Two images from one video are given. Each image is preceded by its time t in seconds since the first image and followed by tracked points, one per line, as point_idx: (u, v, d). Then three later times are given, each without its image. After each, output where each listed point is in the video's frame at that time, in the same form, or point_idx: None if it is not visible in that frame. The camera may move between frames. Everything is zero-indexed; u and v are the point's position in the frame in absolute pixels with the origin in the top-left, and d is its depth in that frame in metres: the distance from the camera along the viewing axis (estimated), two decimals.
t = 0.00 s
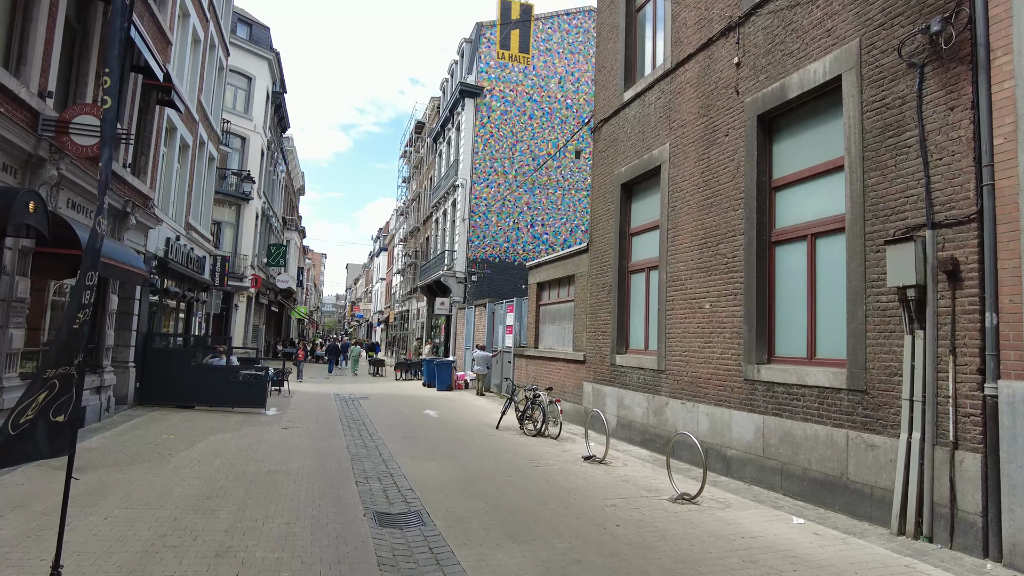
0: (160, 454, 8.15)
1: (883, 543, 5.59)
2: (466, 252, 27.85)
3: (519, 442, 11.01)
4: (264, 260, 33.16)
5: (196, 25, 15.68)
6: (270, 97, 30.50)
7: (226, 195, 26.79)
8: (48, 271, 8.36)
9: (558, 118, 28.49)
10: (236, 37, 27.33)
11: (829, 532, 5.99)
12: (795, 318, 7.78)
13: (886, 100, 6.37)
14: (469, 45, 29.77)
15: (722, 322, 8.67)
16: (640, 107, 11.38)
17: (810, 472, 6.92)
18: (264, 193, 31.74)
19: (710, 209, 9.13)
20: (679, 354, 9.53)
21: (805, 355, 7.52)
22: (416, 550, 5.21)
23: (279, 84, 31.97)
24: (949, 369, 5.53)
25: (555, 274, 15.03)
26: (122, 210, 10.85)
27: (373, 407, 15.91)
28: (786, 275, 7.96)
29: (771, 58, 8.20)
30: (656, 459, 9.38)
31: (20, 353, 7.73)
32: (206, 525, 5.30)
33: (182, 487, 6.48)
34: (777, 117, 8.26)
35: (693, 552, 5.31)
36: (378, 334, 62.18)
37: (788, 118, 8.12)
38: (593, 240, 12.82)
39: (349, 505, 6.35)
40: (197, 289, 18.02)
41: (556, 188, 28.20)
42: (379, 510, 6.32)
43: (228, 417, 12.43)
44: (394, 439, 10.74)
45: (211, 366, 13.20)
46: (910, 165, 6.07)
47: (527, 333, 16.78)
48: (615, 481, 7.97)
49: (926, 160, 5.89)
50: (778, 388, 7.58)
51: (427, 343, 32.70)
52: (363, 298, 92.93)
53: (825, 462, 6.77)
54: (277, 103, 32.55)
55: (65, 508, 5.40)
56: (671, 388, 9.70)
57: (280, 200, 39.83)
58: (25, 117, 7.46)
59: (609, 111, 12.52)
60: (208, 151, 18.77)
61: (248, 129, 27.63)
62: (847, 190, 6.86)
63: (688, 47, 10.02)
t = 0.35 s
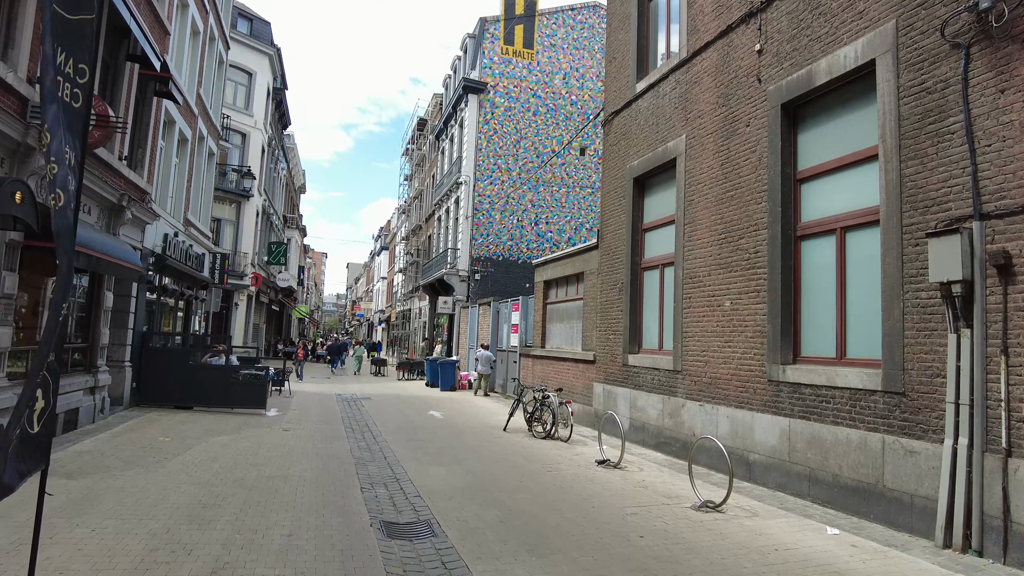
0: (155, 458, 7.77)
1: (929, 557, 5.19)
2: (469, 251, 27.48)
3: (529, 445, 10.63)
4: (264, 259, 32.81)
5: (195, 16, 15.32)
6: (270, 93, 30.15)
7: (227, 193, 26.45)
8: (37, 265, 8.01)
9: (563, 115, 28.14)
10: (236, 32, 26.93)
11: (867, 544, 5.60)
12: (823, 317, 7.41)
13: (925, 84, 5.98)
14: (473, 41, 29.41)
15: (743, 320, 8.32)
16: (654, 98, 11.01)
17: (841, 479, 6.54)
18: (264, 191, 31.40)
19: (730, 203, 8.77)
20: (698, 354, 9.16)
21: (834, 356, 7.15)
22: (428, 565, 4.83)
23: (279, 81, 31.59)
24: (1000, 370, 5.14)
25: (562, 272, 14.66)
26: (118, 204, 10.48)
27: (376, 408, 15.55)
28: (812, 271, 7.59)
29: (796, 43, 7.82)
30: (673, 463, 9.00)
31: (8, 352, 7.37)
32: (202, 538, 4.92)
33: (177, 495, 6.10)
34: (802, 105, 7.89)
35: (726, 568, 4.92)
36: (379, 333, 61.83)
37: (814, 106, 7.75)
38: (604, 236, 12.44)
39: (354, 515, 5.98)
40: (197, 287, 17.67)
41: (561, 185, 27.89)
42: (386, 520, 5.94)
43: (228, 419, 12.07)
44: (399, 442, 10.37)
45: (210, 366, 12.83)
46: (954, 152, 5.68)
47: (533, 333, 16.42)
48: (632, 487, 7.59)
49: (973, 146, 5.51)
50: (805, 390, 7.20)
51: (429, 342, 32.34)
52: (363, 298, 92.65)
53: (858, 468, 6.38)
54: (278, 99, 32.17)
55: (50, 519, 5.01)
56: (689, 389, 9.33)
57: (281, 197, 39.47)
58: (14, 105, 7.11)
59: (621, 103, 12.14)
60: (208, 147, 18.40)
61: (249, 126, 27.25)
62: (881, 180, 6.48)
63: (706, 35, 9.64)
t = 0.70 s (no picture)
0: (148, 468, 7.38)
1: None
2: (472, 251, 27.09)
3: (538, 451, 10.23)
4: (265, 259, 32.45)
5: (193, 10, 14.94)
6: (270, 92, 29.79)
7: (227, 192, 26.08)
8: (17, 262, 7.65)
9: (566, 112, 27.80)
10: (235, 30, 26.56)
11: (911, 564, 5.19)
12: (853, 320, 7.01)
13: (970, 70, 5.59)
14: (475, 38, 29.05)
15: (766, 322, 7.93)
16: (668, 92, 10.62)
17: (876, 492, 6.13)
18: (264, 190, 31.04)
19: (752, 199, 8.39)
20: (717, 357, 8.78)
21: (866, 360, 6.75)
22: None
23: (279, 79, 31.22)
24: None
25: (570, 272, 14.27)
26: (112, 203, 10.08)
27: (379, 412, 15.17)
28: (841, 271, 7.20)
29: (822, 31, 7.42)
30: (691, 472, 8.60)
31: None
32: (194, 560, 4.52)
33: (169, 510, 5.71)
34: (829, 96, 7.49)
35: None
36: (380, 334, 61.47)
37: (842, 97, 7.35)
38: (614, 235, 12.06)
39: (359, 532, 5.58)
40: (195, 288, 17.29)
41: (565, 184, 27.50)
42: (393, 538, 5.54)
43: (226, 424, 11.67)
44: (404, 449, 9.98)
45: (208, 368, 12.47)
46: (1003, 142, 5.29)
47: (540, 334, 16.02)
48: (651, 499, 7.19)
49: None
50: (835, 396, 6.79)
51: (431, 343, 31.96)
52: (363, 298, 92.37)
53: (895, 480, 5.97)
54: (278, 97, 31.78)
55: (31, 540, 4.63)
56: (707, 394, 8.95)
57: (281, 197, 39.12)
58: None
59: (632, 97, 11.77)
60: (207, 145, 18.03)
61: (248, 124, 26.88)
62: (919, 174, 6.08)
63: (724, 25, 9.25)
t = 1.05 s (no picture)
0: (143, 473, 7.00)
1: None
2: (475, 249, 26.77)
3: (549, 455, 9.87)
4: (264, 258, 32.09)
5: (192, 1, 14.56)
6: (270, 88, 29.41)
7: (226, 189, 25.70)
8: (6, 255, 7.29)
9: (570, 110, 27.46)
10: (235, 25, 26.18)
11: None
12: (887, 317, 6.66)
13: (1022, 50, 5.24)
14: (478, 35, 28.72)
15: (792, 320, 7.60)
16: (684, 83, 10.28)
17: (917, 498, 5.77)
18: (264, 188, 30.69)
19: (776, 192, 8.06)
20: (739, 356, 8.46)
21: (902, 359, 6.39)
22: None
23: (279, 76, 30.84)
24: None
25: (579, 270, 13.93)
26: (107, 196, 9.71)
27: (382, 413, 14.80)
28: (873, 266, 6.86)
29: (854, 15, 7.07)
30: (711, 477, 8.25)
31: None
32: None
33: (165, 519, 5.33)
34: (861, 83, 7.14)
35: None
36: (379, 334, 61.06)
37: (875, 84, 7.01)
38: (626, 231, 11.72)
39: (369, 543, 5.21)
40: (193, 286, 16.93)
41: (568, 182, 27.20)
42: (405, 549, 5.18)
43: (225, 426, 11.29)
44: (411, 452, 9.62)
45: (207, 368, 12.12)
46: None
47: (546, 334, 15.66)
48: (674, 506, 6.83)
49: None
50: (870, 398, 6.43)
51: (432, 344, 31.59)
52: (362, 299, 92.05)
53: (938, 487, 5.62)
54: (278, 95, 31.39)
55: (16, 553, 4.27)
56: (728, 395, 8.62)
57: (281, 196, 38.73)
58: None
59: (645, 89, 11.42)
60: (206, 140, 17.66)
61: (248, 121, 26.59)
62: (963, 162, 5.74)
63: (744, 11, 8.91)
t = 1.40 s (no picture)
0: (128, 481, 6.60)
1: None
2: (470, 248, 26.42)
3: (553, 459, 9.53)
4: (256, 257, 31.59)
5: None
6: (263, 84, 28.93)
7: (217, 186, 25.21)
8: None
9: (567, 107, 27.17)
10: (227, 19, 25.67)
11: None
12: (912, 317, 6.36)
13: None
14: (474, 30, 28.37)
15: (809, 320, 7.31)
16: (692, 76, 9.98)
17: (949, 509, 5.46)
18: (256, 185, 30.22)
19: (791, 187, 7.76)
20: (753, 358, 8.17)
21: (930, 361, 6.09)
22: None
23: (271, 72, 30.35)
24: None
25: (580, 268, 13.60)
26: (91, 189, 9.26)
27: (378, 415, 14.42)
28: (897, 264, 6.56)
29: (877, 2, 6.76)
30: (724, 484, 7.93)
31: None
32: None
33: (149, 534, 4.95)
34: (883, 72, 6.84)
35: None
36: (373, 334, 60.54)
37: (898, 74, 6.71)
38: (630, 228, 11.40)
39: (370, 559, 4.85)
40: (183, 284, 16.48)
41: (565, 180, 26.97)
42: (409, 566, 4.82)
43: (215, 429, 10.88)
44: (409, 457, 9.25)
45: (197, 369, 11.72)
46: None
47: (546, 334, 15.32)
48: (689, 516, 6.50)
49: None
50: (895, 401, 6.12)
51: (427, 344, 31.19)
52: (355, 298, 91.46)
53: (972, 497, 5.31)
54: (271, 91, 30.92)
55: None
56: (740, 398, 8.32)
57: (273, 194, 38.25)
58: None
59: (651, 82, 11.11)
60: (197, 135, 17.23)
61: (240, 117, 26.21)
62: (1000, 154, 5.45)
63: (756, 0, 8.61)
